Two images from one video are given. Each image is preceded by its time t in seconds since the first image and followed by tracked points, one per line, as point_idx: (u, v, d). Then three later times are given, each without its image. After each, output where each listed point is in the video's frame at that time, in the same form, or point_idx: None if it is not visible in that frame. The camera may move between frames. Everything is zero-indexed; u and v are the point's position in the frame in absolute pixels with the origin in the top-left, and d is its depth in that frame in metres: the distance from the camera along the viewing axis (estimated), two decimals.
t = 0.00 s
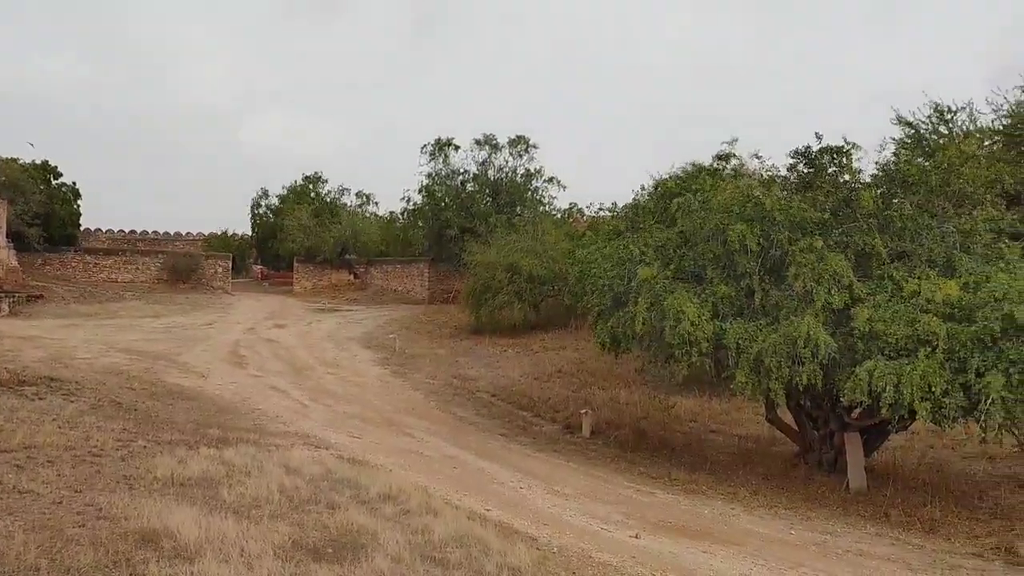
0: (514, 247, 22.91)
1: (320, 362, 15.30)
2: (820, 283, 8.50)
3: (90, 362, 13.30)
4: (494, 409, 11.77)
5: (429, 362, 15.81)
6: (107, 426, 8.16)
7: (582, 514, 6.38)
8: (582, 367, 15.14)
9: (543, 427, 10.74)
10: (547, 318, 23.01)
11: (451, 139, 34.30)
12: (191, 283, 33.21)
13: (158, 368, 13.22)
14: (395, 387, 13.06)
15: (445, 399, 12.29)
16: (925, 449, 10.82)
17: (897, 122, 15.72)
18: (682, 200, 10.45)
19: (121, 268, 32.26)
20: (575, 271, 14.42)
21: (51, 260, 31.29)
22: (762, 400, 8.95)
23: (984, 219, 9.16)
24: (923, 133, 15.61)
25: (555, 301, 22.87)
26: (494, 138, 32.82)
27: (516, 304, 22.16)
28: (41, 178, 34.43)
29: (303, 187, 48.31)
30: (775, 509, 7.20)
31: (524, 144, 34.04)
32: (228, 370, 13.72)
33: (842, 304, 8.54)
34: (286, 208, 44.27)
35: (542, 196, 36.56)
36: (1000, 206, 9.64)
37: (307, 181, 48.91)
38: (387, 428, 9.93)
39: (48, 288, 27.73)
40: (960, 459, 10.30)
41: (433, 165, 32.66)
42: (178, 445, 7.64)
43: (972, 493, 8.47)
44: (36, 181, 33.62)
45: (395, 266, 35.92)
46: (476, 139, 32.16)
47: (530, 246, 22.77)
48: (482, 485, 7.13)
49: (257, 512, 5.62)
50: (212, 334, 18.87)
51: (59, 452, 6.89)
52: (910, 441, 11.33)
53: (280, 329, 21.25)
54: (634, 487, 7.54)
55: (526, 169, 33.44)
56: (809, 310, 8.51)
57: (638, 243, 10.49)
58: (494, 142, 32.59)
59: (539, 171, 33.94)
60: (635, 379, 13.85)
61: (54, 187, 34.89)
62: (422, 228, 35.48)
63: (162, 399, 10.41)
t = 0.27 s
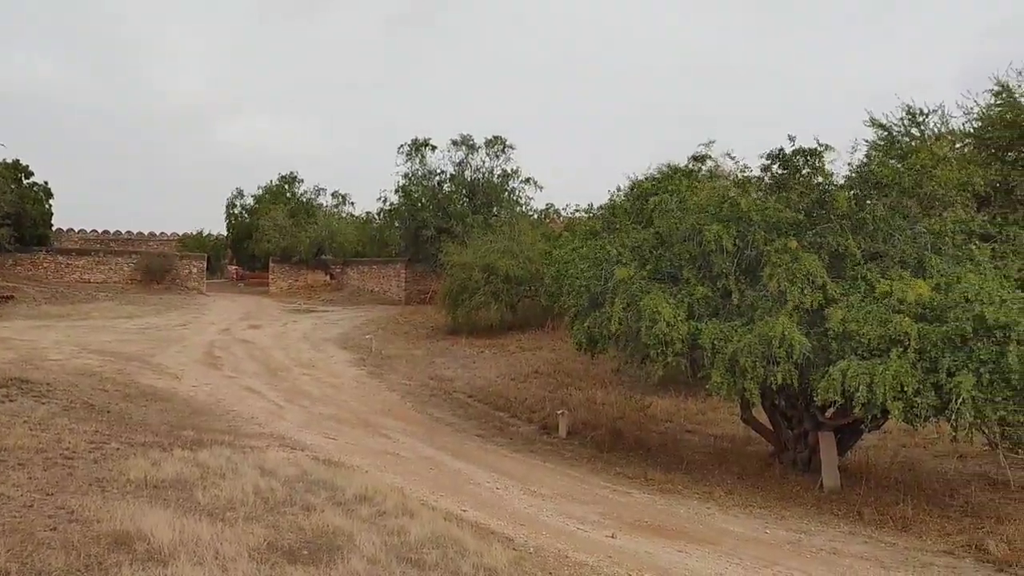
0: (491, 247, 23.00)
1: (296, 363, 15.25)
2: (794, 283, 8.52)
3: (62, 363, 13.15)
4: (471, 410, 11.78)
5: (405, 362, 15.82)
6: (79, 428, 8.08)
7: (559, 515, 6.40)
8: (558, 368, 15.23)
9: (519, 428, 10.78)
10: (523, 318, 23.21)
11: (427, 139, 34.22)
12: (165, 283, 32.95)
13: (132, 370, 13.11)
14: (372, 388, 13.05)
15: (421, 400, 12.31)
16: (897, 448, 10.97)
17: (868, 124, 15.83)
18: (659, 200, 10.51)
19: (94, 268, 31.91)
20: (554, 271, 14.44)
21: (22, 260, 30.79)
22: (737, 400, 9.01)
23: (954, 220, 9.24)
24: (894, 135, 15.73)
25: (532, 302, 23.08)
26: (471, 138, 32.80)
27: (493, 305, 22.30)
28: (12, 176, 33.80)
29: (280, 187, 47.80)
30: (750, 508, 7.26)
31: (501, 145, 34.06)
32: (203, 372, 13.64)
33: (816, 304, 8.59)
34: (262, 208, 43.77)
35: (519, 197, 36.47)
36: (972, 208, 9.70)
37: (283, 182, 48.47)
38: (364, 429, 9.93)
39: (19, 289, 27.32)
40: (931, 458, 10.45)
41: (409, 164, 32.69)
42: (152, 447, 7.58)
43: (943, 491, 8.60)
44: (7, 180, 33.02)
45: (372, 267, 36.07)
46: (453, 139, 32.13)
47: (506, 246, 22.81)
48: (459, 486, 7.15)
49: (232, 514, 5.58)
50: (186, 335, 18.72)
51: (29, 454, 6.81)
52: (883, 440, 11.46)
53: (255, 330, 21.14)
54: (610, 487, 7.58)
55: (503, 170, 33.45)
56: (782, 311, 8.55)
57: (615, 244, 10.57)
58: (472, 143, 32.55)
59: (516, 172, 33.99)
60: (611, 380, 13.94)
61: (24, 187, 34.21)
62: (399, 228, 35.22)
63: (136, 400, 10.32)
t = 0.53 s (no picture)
0: (468, 249, 23.25)
1: (272, 365, 15.21)
2: (768, 285, 8.59)
3: (33, 366, 12.99)
4: (448, 411, 11.80)
5: (382, 364, 15.85)
6: (51, 432, 7.98)
7: (535, 516, 6.53)
8: (535, 369, 15.36)
9: (496, 430, 10.84)
10: (501, 320, 23.58)
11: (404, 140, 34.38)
12: (139, 285, 32.65)
13: (105, 372, 12.99)
14: (348, 390, 13.06)
15: (397, 401, 12.33)
16: (870, 448, 11.12)
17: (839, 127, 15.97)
18: (634, 201, 10.55)
19: (67, 270, 31.49)
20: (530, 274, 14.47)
21: None
22: (713, 402, 9.08)
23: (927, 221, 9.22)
24: (866, 137, 15.91)
25: (509, 303, 23.49)
26: (448, 140, 33.04)
27: (470, 307, 22.81)
28: None
29: (255, 188, 47.24)
30: (725, 509, 7.54)
31: (478, 146, 34.24)
32: (177, 374, 13.56)
33: (790, 305, 8.68)
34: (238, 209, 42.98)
35: (494, 198, 37.58)
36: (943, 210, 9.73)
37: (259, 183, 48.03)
38: (339, 431, 9.94)
39: None
40: (904, 458, 10.62)
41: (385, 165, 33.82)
42: (126, 450, 7.52)
43: (915, 491, 8.79)
44: None
45: (349, 269, 35.36)
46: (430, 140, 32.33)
47: (484, 248, 23.22)
48: (437, 490, 7.23)
49: (206, 517, 5.54)
50: (160, 337, 18.58)
51: None
52: (857, 440, 11.61)
53: (230, 331, 21.04)
54: (587, 490, 7.69)
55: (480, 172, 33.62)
56: (757, 313, 8.62)
57: (593, 245, 10.65)
58: (448, 145, 32.69)
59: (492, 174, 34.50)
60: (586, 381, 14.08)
61: None
62: (376, 230, 35.74)
63: (109, 403, 10.23)
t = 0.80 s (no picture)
0: (444, 249, 23.45)
1: (246, 366, 15.16)
2: (741, 285, 8.66)
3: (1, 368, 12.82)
4: (423, 412, 11.80)
5: (356, 365, 15.86)
6: (19, 434, 7.89)
7: (510, 516, 6.60)
8: (510, 369, 15.47)
9: (471, 430, 10.88)
10: (476, 321, 23.87)
11: (378, 141, 34.23)
12: (110, 286, 32.32)
13: (75, 374, 12.86)
14: (322, 391, 13.04)
15: (371, 401, 12.35)
16: (842, 447, 11.25)
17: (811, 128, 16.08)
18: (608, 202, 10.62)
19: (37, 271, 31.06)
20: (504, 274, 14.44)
21: None
22: (687, 402, 9.14)
23: (894, 222, 9.37)
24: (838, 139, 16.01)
25: (484, 304, 23.69)
26: (423, 140, 32.99)
27: (445, 308, 23.04)
28: None
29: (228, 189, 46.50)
30: (698, 508, 7.63)
31: (452, 147, 34.21)
32: (149, 375, 13.48)
33: (763, 306, 8.77)
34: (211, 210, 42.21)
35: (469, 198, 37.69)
36: (912, 210, 9.89)
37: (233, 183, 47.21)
38: (313, 432, 9.96)
39: None
40: (875, 457, 10.75)
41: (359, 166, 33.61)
42: (96, 453, 7.44)
43: (885, 489, 8.89)
44: None
45: (324, 269, 35.67)
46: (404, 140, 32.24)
47: (459, 248, 23.49)
48: (411, 491, 7.28)
49: (177, 520, 5.49)
50: (131, 338, 18.42)
51: None
52: (829, 440, 11.73)
53: (203, 332, 20.91)
54: (562, 490, 7.77)
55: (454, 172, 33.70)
56: (730, 313, 8.69)
57: (568, 245, 10.70)
58: (423, 146, 32.66)
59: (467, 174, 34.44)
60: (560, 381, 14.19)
61: None
62: (349, 230, 35.70)
63: (80, 405, 10.13)
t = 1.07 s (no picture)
0: (401, 247, 23.60)
1: (200, 366, 15.01)
2: (696, 283, 8.81)
3: None
4: (380, 411, 11.76)
5: (312, 363, 15.79)
6: None
7: (466, 515, 6.63)
8: (467, 367, 15.60)
9: (428, 428, 10.91)
10: (432, 319, 24.05)
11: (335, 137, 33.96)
12: (59, 284, 31.61)
13: (22, 375, 12.59)
14: (277, 390, 12.98)
15: (327, 400, 12.33)
16: (794, 442, 11.43)
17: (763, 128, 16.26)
18: (563, 200, 10.68)
19: None
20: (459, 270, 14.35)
21: None
22: (642, 399, 9.24)
23: (846, 221, 9.61)
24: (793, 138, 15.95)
25: (441, 302, 23.78)
26: (380, 138, 32.85)
27: (403, 306, 23.09)
28: None
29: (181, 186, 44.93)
30: (654, 505, 7.74)
31: (409, 145, 34.11)
32: (99, 376, 13.28)
33: (717, 303, 8.92)
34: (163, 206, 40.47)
35: (426, 197, 38.06)
36: (862, 209, 10.13)
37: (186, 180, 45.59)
38: (268, 432, 9.95)
39: None
40: (827, 452, 10.94)
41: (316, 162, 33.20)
42: (43, 455, 7.29)
43: (836, 483, 9.06)
44: None
45: (281, 268, 34.78)
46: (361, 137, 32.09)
47: (417, 247, 23.60)
48: (367, 489, 7.37)
49: (127, 523, 5.40)
50: (79, 338, 18.07)
51: None
52: (781, 435, 11.90)
53: (156, 331, 20.60)
54: (518, 487, 7.91)
55: (411, 170, 33.65)
56: (685, 310, 8.82)
57: (524, 242, 10.71)
58: (380, 143, 32.52)
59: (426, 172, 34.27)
60: (518, 380, 14.29)
61: None
62: (306, 228, 36.00)
63: (26, 407, 9.94)
